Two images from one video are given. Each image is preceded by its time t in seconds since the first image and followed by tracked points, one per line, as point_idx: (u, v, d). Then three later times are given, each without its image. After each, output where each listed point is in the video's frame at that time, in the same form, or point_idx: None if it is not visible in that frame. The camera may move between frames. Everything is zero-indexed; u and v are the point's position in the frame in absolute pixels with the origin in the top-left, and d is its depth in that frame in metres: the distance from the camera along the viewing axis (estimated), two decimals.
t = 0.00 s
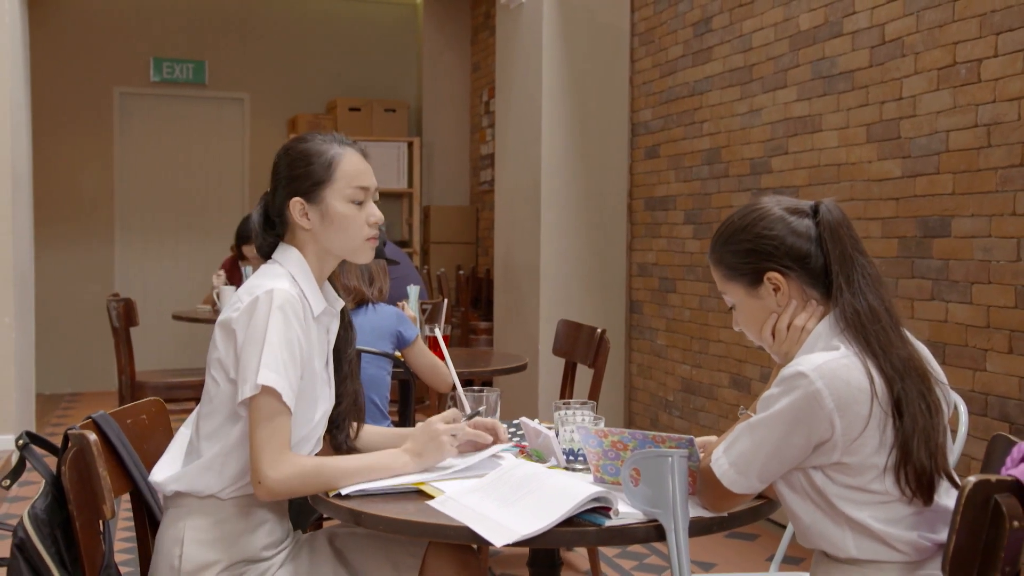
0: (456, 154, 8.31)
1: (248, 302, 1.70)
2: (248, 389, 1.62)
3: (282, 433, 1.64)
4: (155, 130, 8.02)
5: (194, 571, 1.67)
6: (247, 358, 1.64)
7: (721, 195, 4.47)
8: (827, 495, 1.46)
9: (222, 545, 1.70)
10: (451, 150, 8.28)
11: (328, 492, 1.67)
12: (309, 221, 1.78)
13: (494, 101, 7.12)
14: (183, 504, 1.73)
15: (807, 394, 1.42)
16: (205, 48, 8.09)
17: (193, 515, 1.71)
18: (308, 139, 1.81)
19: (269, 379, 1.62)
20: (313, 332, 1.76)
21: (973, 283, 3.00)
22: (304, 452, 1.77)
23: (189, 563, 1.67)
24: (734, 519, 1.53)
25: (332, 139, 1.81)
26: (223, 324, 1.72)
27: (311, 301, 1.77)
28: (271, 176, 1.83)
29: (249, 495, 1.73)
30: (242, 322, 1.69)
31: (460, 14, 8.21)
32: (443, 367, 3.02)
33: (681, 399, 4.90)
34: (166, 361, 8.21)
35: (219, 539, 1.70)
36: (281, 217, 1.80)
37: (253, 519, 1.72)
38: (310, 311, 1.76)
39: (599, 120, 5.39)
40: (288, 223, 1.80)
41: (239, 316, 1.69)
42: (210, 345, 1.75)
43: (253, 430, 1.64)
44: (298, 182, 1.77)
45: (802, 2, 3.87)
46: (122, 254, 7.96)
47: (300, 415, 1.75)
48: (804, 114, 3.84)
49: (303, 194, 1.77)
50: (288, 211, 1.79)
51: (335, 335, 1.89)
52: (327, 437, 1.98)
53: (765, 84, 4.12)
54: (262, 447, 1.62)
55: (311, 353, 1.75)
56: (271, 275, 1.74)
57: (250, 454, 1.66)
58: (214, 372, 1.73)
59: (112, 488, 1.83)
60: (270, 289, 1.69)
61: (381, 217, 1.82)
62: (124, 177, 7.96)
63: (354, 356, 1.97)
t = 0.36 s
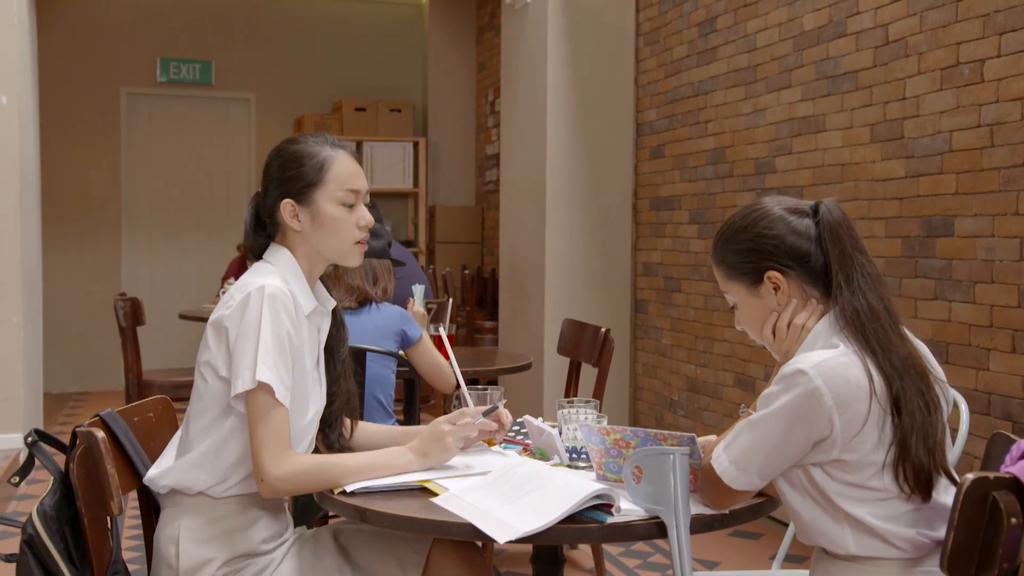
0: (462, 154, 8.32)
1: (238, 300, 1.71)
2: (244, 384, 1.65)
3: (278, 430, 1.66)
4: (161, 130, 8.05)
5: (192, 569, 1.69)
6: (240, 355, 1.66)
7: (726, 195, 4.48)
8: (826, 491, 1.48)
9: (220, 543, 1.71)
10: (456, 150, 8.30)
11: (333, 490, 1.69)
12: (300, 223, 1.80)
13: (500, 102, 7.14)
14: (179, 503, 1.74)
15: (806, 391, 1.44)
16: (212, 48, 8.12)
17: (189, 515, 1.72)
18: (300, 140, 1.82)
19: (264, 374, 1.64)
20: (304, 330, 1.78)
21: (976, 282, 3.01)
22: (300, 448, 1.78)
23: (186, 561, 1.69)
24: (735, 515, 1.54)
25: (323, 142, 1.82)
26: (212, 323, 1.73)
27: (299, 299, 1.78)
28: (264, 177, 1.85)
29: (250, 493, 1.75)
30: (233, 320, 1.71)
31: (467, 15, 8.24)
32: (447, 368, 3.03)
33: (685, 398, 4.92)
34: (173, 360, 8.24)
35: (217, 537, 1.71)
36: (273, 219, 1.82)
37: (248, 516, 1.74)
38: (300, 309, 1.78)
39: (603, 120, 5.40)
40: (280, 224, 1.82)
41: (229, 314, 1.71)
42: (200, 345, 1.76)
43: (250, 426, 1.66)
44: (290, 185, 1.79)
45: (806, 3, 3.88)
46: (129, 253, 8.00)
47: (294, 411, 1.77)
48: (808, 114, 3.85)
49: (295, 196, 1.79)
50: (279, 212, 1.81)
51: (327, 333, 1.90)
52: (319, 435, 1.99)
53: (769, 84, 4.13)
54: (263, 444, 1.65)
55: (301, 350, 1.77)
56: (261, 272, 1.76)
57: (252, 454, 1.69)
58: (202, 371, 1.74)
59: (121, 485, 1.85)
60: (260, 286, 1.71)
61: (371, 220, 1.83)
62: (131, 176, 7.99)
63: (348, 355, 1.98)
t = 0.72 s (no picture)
0: (467, 154, 8.35)
1: (228, 301, 1.74)
2: (237, 383, 1.67)
3: (276, 428, 1.68)
4: (168, 130, 8.09)
5: (193, 567, 1.70)
6: (232, 356, 1.69)
7: (730, 195, 4.49)
8: (825, 488, 1.49)
9: (221, 540, 1.73)
10: (461, 151, 8.33)
11: (338, 487, 1.72)
12: (289, 224, 1.82)
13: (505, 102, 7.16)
14: (178, 503, 1.76)
15: (805, 389, 1.46)
16: (218, 48, 8.16)
17: (186, 515, 1.74)
18: (288, 141, 1.83)
19: (260, 376, 1.67)
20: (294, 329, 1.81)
21: (978, 282, 3.02)
22: (298, 445, 1.81)
23: (187, 559, 1.70)
24: (734, 513, 1.56)
25: (311, 142, 1.84)
26: (204, 324, 1.76)
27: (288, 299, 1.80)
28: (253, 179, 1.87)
29: (253, 491, 1.77)
30: (224, 321, 1.73)
31: (472, 16, 8.26)
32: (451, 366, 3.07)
33: (690, 398, 4.93)
34: (180, 359, 8.28)
35: (219, 535, 1.73)
36: (262, 220, 1.84)
37: (246, 513, 1.76)
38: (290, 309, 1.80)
39: (608, 120, 5.42)
40: (270, 226, 1.84)
41: (220, 315, 1.73)
42: (190, 346, 1.79)
43: (249, 426, 1.69)
44: (279, 187, 1.81)
45: (810, 4, 3.89)
46: (136, 253, 8.04)
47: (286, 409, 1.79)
48: (811, 114, 3.86)
49: (285, 197, 1.80)
50: (268, 214, 1.83)
51: (318, 332, 1.91)
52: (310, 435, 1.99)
53: (773, 85, 4.15)
54: (263, 444, 1.67)
55: (291, 349, 1.79)
56: (249, 273, 1.78)
57: (253, 452, 1.71)
58: (192, 371, 1.77)
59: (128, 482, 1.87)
60: (248, 286, 1.73)
61: (359, 220, 1.85)
62: (137, 177, 8.03)
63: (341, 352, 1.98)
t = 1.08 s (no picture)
0: (473, 155, 8.37)
1: (233, 300, 1.77)
2: (243, 380, 1.70)
3: (281, 424, 1.71)
4: (176, 131, 8.14)
5: (200, 563, 1.73)
6: (238, 354, 1.72)
7: (735, 195, 4.50)
8: (823, 485, 1.51)
9: (228, 536, 1.76)
10: (468, 151, 8.35)
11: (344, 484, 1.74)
12: (292, 226, 1.84)
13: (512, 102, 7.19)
14: (184, 500, 1.78)
15: (803, 387, 1.48)
16: (225, 49, 8.20)
17: (193, 511, 1.77)
18: (292, 143, 1.85)
19: (264, 373, 1.69)
20: (298, 328, 1.83)
21: (980, 282, 3.03)
22: (304, 442, 1.83)
23: (194, 555, 1.73)
24: (734, 509, 1.57)
25: (315, 145, 1.86)
26: (210, 322, 1.78)
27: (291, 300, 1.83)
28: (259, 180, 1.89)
29: (259, 487, 1.80)
30: (229, 320, 1.76)
31: (479, 17, 8.29)
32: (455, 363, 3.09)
33: (694, 397, 4.95)
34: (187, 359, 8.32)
35: (226, 531, 1.76)
36: (265, 221, 1.86)
37: (253, 509, 1.79)
38: (293, 308, 1.83)
39: (613, 121, 5.44)
40: (273, 227, 1.86)
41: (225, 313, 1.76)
42: (197, 345, 1.81)
43: (255, 422, 1.72)
44: (282, 188, 1.83)
45: (814, 5, 3.91)
46: (144, 254, 8.09)
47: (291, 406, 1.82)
48: (815, 115, 3.88)
49: (288, 199, 1.83)
50: (272, 215, 1.85)
51: (321, 332, 1.94)
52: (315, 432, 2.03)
53: (777, 86, 4.16)
54: (269, 440, 1.70)
55: (296, 347, 1.82)
56: (255, 273, 1.81)
57: (259, 447, 1.73)
58: (199, 369, 1.79)
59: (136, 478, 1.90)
60: (253, 285, 1.76)
61: (361, 223, 1.87)
62: (145, 177, 8.07)
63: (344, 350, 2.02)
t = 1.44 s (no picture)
0: (479, 154, 8.39)
1: (241, 298, 1.80)
2: (250, 377, 1.73)
3: (288, 420, 1.74)
4: (183, 132, 8.18)
5: (208, 558, 1.76)
6: (247, 351, 1.74)
7: (739, 195, 4.51)
8: (821, 481, 1.53)
9: (235, 532, 1.79)
10: (473, 151, 8.38)
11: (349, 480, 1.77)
12: (297, 226, 1.87)
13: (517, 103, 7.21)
14: (193, 495, 1.81)
15: (801, 385, 1.50)
16: (232, 50, 8.24)
17: (201, 507, 1.80)
18: (299, 145, 1.88)
19: (272, 370, 1.72)
20: (305, 326, 1.86)
21: (982, 281, 3.04)
22: (311, 438, 1.86)
23: (202, 550, 1.76)
24: (734, 506, 1.59)
25: (320, 147, 1.88)
26: (218, 320, 1.81)
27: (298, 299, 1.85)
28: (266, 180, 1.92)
29: (267, 483, 1.82)
30: (237, 318, 1.79)
31: (485, 18, 8.32)
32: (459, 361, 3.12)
33: (699, 397, 4.96)
34: (194, 358, 8.35)
35: (233, 526, 1.79)
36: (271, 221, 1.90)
37: (260, 505, 1.82)
38: (300, 307, 1.85)
39: (618, 120, 5.46)
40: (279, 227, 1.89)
41: (233, 312, 1.79)
42: (206, 343, 1.84)
43: (263, 419, 1.74)
44: (287, 189, 1.86)
45: (817, 5, 3.92)
46: (151, 253, 8.13)
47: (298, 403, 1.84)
48: (819, 115, 3.89)
49: (293, 200, 1.86)
50: (277, 215, 1.89)
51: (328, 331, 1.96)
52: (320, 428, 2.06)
53: (781, 86, 4.18)
54: (276, 436, 1.72)
55: (303, 346, 1.85)
56: (263, 272, 1.84)
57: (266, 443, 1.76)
58: (208, 366, 1.82)
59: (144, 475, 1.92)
60: (261, 284, 1.79)
61: (365, 224, 1.90)
62: (153, 177, 8.11)
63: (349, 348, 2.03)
